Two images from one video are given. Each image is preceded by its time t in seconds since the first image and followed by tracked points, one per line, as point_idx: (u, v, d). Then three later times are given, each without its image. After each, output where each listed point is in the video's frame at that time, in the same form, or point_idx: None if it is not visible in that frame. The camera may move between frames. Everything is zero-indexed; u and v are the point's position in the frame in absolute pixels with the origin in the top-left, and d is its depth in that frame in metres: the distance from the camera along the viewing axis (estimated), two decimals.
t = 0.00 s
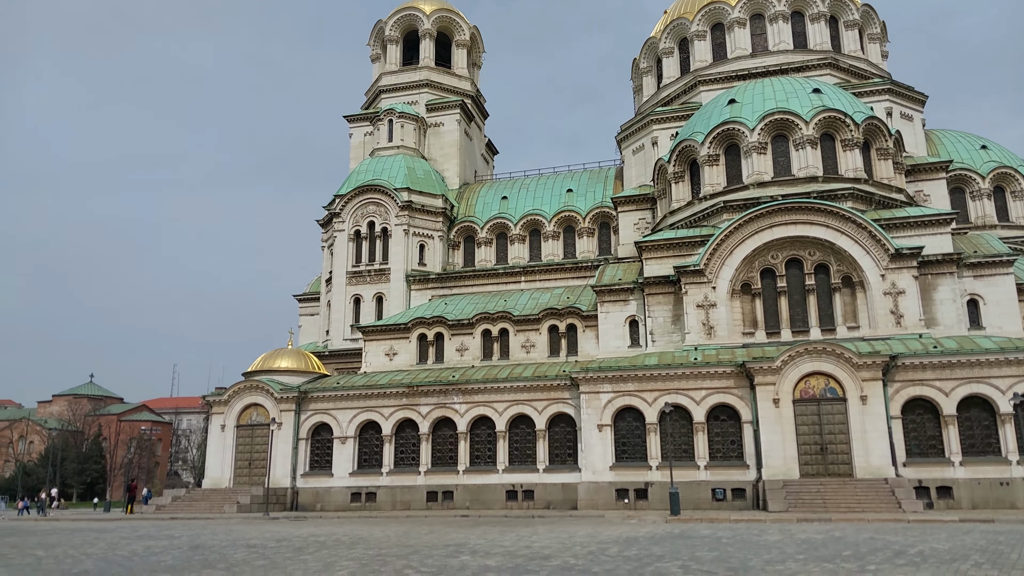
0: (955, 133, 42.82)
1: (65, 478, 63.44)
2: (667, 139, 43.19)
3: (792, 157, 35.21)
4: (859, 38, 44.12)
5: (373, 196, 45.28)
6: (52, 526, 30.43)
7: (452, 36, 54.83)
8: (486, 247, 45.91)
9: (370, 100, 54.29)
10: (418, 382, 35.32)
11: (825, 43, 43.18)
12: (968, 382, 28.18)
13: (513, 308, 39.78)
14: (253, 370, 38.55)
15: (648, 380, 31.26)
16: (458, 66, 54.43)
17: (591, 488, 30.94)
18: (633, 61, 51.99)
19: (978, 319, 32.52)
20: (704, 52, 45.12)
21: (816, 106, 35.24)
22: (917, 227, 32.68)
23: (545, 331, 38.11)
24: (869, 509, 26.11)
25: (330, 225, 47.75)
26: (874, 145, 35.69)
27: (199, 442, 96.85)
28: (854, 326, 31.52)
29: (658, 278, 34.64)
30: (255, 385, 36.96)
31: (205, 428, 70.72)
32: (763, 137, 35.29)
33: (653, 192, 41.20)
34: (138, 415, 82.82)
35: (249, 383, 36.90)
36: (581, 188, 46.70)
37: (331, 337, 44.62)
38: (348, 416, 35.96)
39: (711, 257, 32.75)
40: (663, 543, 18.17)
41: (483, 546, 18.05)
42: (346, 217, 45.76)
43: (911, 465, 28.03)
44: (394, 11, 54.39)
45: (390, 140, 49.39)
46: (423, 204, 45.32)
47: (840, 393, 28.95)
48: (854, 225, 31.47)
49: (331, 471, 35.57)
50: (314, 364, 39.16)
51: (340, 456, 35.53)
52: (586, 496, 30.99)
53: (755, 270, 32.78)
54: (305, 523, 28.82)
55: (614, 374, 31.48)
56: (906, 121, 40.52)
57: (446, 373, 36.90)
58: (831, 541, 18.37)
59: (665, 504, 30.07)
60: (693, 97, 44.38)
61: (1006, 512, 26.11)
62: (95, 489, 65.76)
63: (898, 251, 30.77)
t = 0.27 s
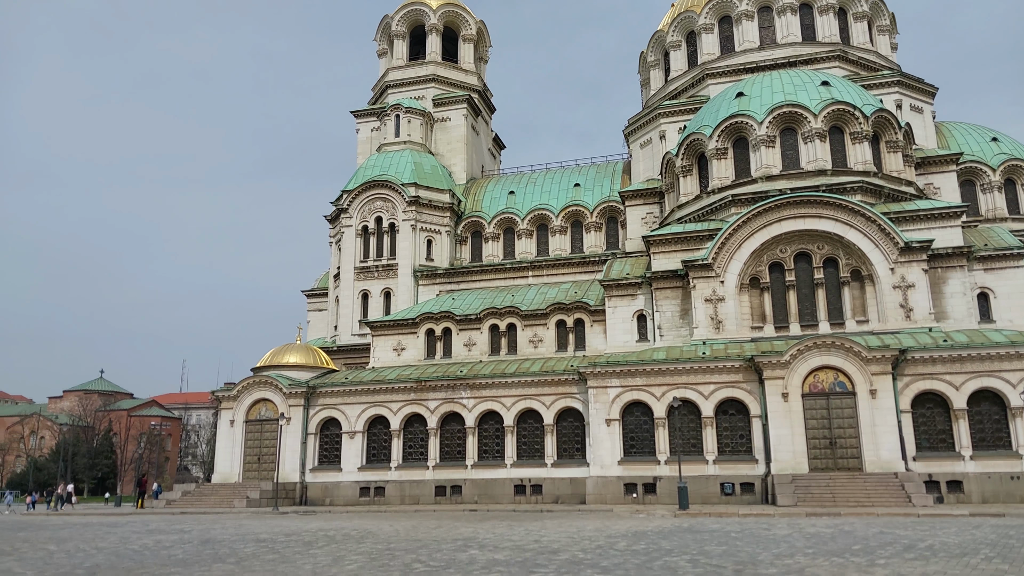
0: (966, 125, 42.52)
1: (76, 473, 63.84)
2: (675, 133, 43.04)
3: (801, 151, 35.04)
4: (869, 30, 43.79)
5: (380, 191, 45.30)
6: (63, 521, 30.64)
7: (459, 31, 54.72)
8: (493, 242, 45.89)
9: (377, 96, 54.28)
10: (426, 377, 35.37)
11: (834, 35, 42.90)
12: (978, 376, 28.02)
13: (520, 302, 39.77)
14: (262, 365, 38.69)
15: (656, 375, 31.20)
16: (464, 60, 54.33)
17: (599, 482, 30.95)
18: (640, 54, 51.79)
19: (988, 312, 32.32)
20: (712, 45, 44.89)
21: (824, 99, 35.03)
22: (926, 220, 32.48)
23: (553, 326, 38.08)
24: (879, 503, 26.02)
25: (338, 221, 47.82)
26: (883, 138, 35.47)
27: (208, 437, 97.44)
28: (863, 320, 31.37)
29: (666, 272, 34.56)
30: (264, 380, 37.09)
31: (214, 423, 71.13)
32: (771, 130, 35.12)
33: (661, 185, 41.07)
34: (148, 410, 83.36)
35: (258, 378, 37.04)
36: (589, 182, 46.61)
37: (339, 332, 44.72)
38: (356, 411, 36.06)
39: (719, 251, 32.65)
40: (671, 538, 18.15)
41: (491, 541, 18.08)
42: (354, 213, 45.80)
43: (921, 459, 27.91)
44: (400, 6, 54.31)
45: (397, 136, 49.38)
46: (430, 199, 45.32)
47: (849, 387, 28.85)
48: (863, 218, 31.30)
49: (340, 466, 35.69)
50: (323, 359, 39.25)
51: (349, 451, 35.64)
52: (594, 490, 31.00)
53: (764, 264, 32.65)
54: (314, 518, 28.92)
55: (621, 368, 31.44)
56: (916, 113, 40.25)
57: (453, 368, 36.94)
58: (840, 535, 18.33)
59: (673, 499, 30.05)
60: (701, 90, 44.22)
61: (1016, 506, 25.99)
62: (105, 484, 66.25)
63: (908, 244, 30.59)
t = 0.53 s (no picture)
0: (980, 117, 42.13)
1: (92, 469, 64.30)
2: (686, 127, 42.87)
3: (813, 144, 34.84)
4: (881, 22, 43.42)
5: (391, 188, 45.38)
6: (79, 517, 30.94)
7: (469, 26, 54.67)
8: (503, 238, 45.88)
9: (387, 93, 54.35)
10: (438, 372, 35.44)
11: (846, 27, 42.58)
12: (993, 369, 27.78)
13: (531, 298, 39.76)
14: (274, 362, 38.88)
15: (668, 369, 31.13)
16: (474, 56, 54.30)
17: (611, 478, 30.95)
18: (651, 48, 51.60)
19: (1003, 305, 32.04)
20: (722, 39, 44.64)
21: (836, 92, 34.81)
22: (940, 213, 32.23)
23: (564, 322, 38.06)
24: (893, 498, 25.89)
25: (349, 218, 47.96)
26: (896, 130, 35.20)
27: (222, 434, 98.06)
28: (876, 314, 31.19)
29: (677, 267, 34.47)
30: (277, 377, 37.28)
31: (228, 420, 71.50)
32: (783, 124, 34.92)
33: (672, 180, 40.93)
34: (162, 407, 84.00)
35: (271, 375, 37.23)
36: (599, 177, 46.51)
37: (351, 329, 44.87)
38: (368, 407, 36.19)
39: (731, 246, 32.52)
40: (684, 533, 18.11)
41: (503, 536, 18.13)
42: (365, 210, 45.90)
43: (935, 454, 27.71)
44: (410, 2, 54.32)
45: (407, 132, 49.44)
46: (440, 196, 45.36)
47: (862, 381, 28.70)
48: (876, 211, 31.09)
49: (352, 462, 35.84)
50: (335, 356, 39.40)
51: (361, 446, 35.78)
52: (606, 485, 31.00)
53: (776, 258, 32.50)
54: (327, 514, 29.05)
55: (633, 364, 31.40)
56: (929, 105, 39.93)
57: (465, 364, 37.00)
58: (854, 530, 18.25)
59: (686, 494, 30.01)
60: (712, 84, 44.05)
61: None
62: (121, 481, 66.79)
63: (921, 237, 30.37)
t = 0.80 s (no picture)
0: (992, 109, 41.81)
1: (104, 463, 64.74)
2: (694, 120, 42.68)
3: (822, 137, 34.63)
4: (892, 13, 43.06)
5: (399, 183, 45.39)
6: (92, 511, 31.18)
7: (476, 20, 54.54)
8: (511, 232, 45.85)
9: (394, 87, 54.33)
10: (446, 367, 35.49)
11: (856, 19, 42.27)
12: (1004, 363, 27.60)
13: (539, 293, 39.74)
14: (284, 357, 39.03)
15: (677, 364, 31.07)
16: (481, 50, 54.19)
17: (619, 472, 30.95)
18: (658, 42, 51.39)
19: (1015, 299, 31.80)
20: (731, 31, 44.37)
21: (846, 84, 34.57)
22: (951, 205, 32.00)
23: (572, 316, 38.03)
24: (903, 492, 25.79)
25: (357, 213, 48.02)
26: (907, 123, 34.94)
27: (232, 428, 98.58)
28: (886, 308, 31.03)
29: (686, 261, 34.36)
30: (286, 372, 37.42)
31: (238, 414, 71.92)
32: (792, 116, 34.71)
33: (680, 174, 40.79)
34: (173, 402, 84.53)
35: (280, 370, 37.38)
36: (607, 171, 46.40)
37: (360, 324, 44.97)
38: (378, 402, 36.28)
39: (740, 239, 32.38)
40: (693, 527, 18.09)
41: (512, 530, 18.16)
42: (373, 205, 45.93)
43: (946, 448, 27.57)
44: None
45: (415, 127, 49.42)
46: (448, 190, 45.35)
47: (872, 375, 28.57)
48: (886, 204, 30.90)
49: (362, 457, 35.96)
50: (343, 350, 39.52)
51: (370, 441, 35.90)
52: (615, 480, 31.01)
53: (785, 252, 32.36)
54: (336, 508, 29.16)
55: (641, 358, 31.35)
56: (940, 97, 39.64)
57: (473, 359, 37.04)
58: (865, 524, 18.19)
59: (695, 488, 29.99)
60: (720, 77, 43.84)
61: None
62: (132, 475, 67.31)
63: (932, 230, 30.17)
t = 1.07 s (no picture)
0: (998, 101, 41.55)
1: (110, 456, 65.15)
2: (699, 112, 42.54)
3: (828, 129, 34.49)
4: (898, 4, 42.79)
5: (403, 176, 45.36)
6: (99, 503, 31.36)
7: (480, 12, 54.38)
8: (516, 225, 45.80)
9: (398, 80, 54.24)
10: (451, 360, 35.54)
11: (862, 10, 42.01)
12: (1010, 355, 27.50)
13: (543, 286, 39.72)
14: (289, 350, 39.12)
15: (681, 356, 31.06)
16: (485, 42, 54.04)
17: (624, 465, 30.99)
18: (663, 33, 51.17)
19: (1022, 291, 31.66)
20: (736, 23, 44.16)
21: (851, 76, 34.40)
22: (957, 197, 31.85)
23: (576, 309, 38.01)
24: (908, 485, 25.77)
25: (361, 206, 48.03)
26: (913, 114, 34.77)
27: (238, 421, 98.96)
28: (892, 300, 30.95)
29: (691, 254, 34.29)
30: (291, 364, 37.51)
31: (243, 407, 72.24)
32: (797, 108, 34.57)
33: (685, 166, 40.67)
34: (178, 395, 84.93)
35: (285, 362, 37.47)
36: (611, 164, 46.29)
37: (364, 317, 45.04)
38: (382, 395, 36.36)
39: (745, 232, 32.30)
40: (697, 519, 18.12)
41: (517, 522, 18.22)
42: (377, 198, 45.92)
43: (951, 441, 27.51)
44: None
45: (419, 120, 49.36)
46: (452, 183, 45.31)
47: (877, 367, 28.53)
48: (892, 196, 30.78)
49: (367, 449, 36.07)
50: (348, 343, 39.58)
51: (375, 433, 36.00)
52: (619, 472, 31.04)
53: (790, 245, 32.27)
54: (341, 500, 29.26)
55: (646, 351, 31.34)
56: (946, 88, 39.44)
57: (478, 352, 37.06)
58: (870, 516, 18.19)
59: (699, 481, 30.02)
60: (725, 69, 43.66)
61: None
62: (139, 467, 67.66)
63: (938, 222, 30.04)
